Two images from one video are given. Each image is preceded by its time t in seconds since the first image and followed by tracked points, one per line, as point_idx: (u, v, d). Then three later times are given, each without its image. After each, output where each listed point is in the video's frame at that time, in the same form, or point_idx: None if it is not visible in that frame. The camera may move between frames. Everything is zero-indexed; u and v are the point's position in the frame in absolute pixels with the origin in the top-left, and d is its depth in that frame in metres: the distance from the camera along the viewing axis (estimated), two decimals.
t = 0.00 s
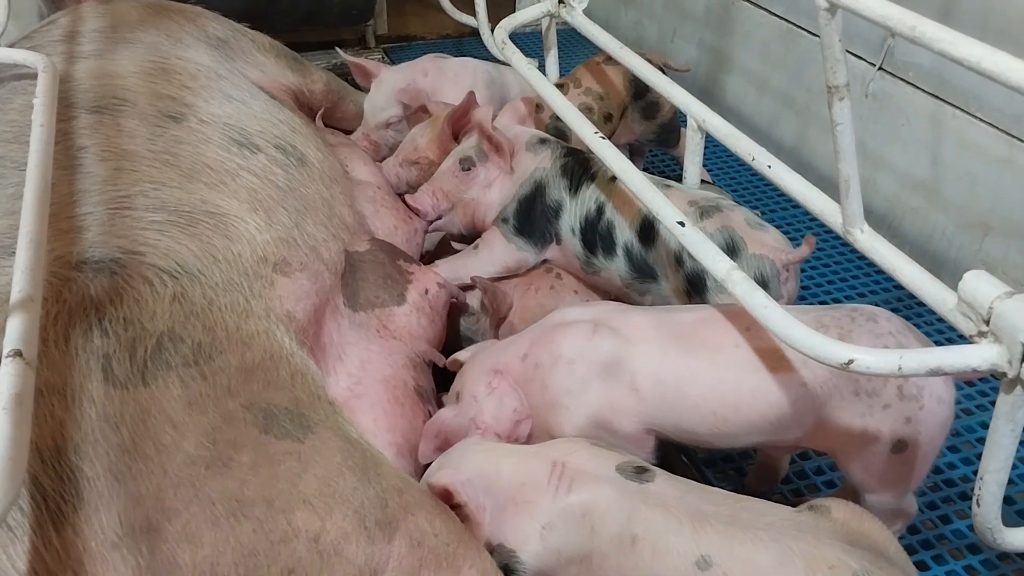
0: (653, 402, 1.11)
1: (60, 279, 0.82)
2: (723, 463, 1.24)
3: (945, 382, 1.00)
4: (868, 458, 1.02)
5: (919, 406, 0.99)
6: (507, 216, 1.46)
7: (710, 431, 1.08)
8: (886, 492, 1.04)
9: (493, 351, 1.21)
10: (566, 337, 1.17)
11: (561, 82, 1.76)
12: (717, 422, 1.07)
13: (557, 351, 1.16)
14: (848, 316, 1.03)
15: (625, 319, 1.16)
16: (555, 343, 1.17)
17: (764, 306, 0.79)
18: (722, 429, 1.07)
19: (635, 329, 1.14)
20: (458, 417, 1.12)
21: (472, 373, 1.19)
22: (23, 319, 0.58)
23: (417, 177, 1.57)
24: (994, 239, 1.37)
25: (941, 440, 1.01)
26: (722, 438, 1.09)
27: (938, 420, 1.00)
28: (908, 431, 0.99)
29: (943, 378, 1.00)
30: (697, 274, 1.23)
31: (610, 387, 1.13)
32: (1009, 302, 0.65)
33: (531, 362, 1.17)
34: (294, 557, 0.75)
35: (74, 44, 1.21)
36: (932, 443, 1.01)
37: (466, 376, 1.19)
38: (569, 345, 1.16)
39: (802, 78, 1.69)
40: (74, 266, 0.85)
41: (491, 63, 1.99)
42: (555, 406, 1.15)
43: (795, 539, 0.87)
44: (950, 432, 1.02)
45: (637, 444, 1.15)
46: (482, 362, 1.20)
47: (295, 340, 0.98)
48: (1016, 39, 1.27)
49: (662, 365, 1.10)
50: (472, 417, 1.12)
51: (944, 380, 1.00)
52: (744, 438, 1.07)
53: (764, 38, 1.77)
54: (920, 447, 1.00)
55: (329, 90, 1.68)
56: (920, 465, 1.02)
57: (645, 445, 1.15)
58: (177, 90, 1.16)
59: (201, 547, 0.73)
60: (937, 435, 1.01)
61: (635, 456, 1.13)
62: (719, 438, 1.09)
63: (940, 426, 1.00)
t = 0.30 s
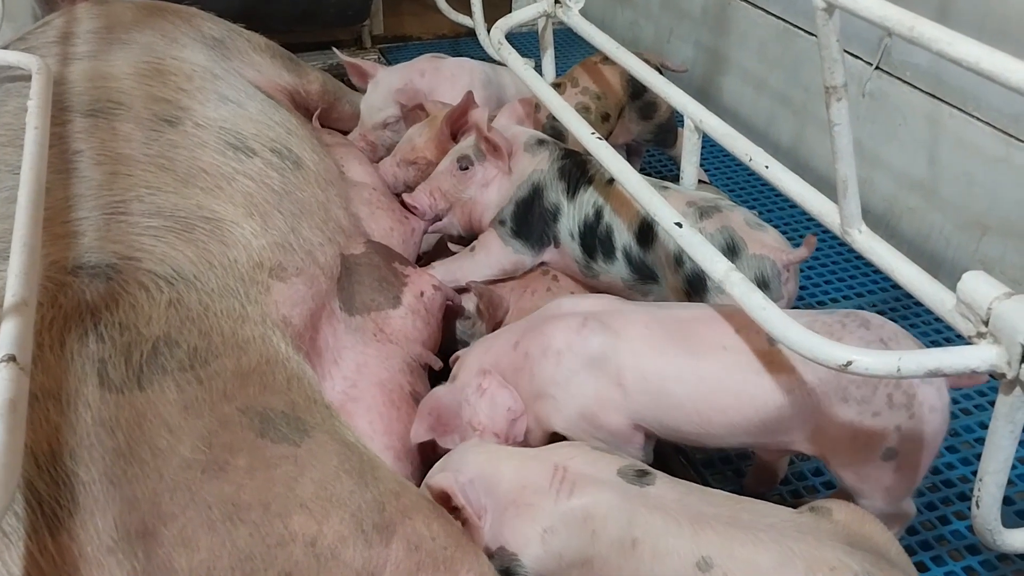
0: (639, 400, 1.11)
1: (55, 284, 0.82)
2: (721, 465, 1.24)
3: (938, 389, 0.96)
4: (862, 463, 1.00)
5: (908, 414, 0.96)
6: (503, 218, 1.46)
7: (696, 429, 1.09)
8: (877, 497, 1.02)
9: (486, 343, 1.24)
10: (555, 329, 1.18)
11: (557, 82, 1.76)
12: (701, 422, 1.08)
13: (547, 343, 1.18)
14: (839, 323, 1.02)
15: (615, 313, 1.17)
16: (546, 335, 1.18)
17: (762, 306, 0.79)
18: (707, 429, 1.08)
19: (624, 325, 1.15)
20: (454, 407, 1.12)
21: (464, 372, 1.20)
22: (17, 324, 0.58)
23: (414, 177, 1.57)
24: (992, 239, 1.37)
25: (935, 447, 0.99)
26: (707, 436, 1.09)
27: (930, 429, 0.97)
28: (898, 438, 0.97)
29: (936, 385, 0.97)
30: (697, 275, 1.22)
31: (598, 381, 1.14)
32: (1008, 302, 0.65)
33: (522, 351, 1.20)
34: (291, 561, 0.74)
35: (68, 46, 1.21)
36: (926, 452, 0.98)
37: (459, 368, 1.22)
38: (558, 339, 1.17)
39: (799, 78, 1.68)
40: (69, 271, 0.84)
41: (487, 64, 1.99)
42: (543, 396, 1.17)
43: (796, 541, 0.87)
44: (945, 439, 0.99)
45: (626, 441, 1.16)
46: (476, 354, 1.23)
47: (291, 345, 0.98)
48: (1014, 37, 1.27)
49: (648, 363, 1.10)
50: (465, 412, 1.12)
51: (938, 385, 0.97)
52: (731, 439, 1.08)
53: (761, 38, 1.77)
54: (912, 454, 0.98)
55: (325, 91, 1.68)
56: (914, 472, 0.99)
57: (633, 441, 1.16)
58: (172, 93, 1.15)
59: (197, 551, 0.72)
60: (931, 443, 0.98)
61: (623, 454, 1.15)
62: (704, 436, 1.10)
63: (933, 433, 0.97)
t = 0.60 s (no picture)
0: (630, 390, 1.11)
1: (57, 286, 0.82)
2: (723, 464, 1.24)
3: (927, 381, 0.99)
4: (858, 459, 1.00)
5: (897, 405, 0.97)
6: (505, 217, 1.46)
7: (688, 420, 1.09)
8: (873, 490, 1.02)
9: (481, 341, 1.25)
10: (548, 323, 1.19)
11: (559, 83, 1.76)
12: (692, 410, 1.07)
13: (541, 338, 1.19)
14: (828, 316, 1.01)
15: (607, 307, 1.18)
16: (539, 330, 1.20)
17: (763, 307, 0.78)
18: (695, 418, 1.08)
19: (614, 317, 1.15)
20: (455, 404, 1.13)
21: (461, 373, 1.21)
22: (18, 326, 0.58)
23: (415, 179, 1.57)
24: (995, 239, 1.36)
25: (927, 440, 1.00)
26: (698, 427, 1.09)
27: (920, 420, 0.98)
28: (891, 431, 0.98)
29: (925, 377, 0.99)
30: (698, 276, 1.23)
31: (592, 374, 1.14)
32: (1010, 303, 0.65)
33: (516, 345, 1.21)
34: (291, 562, 0.74)
35: (70, 48, 1.21)
36: (919, 444, 0.99)
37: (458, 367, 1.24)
38: (551, 334, 1.18)
39: (801, 78, 1.68)
40: (70, 273, 0.84)
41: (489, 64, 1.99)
42: (539, 389, 1.18)
43: (798, 539, 0.87)
44: (935, 431, 1.00)
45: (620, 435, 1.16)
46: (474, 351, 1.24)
47: (292, 346, 0.98)
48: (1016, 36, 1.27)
49: (640, 354, 1.10)
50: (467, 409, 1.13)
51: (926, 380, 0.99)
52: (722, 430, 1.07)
53: (763, 37, 1.77)
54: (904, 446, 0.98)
55: (327, 91, 1.68)
56: (908, 464, 0.99)
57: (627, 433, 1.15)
58: (174, 95, 1.15)
59: (198, 553, 0.72)
60: (922, 435, 0.98)
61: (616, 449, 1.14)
62: (697, 427, 1.09)
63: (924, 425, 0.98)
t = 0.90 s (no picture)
0: (625, 391, 1.11)
1: (58, 287, 0.82)
2: (726, 468, 1.23)
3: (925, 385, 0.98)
4: (861, 466, 1.00)
5: (891, 410, 0.97)
6: (508, 223, 1.45)
7: (676, 420, 1.09)
8: (877, 497, 1.01)
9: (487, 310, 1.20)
10: (557, 312, 1.17)
11: (562, 84, 1.75)
12: (682, 411, 1.07)
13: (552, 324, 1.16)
14: (819, 323, 1.00)
15: (617, 300, 1.16)
16: (551, 316, 1.17)
17: (767, 310, 0.78)
18: (685, 419, 1.07)
19: (624, 313, 1.13)
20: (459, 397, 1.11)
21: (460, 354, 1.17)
22: (19, 329, 0.58)
23: (420, 186, 1.58)
24: (1000, 241, 1.36)
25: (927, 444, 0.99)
26: (687, 429, 1.09)
27: (920, 425, 0.97)
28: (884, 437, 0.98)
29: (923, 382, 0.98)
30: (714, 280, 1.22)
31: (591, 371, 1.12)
32: (1015, 307, 0.64)
33: (526, 325, 1.17)
34: (293, 565, 0.74)
35: (73, 49, 1.21)
36: (918, 449, 0.98)
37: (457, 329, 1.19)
38: (562, 323, 1.16)
39: (805, 78, 1.68)
40: (72, 274, 0.84)
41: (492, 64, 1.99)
42: (529, 374, 1.15)
43: (800, 543, 0.86)
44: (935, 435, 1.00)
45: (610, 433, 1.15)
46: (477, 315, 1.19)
47: (294, 347, 0.98)
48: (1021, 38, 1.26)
49: (643, 359, 1.09)
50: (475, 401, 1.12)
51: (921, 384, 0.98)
52: (714, 432, 1.07)
53: (766, 38, 1.76)
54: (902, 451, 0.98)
55: (329, 92, 1.68)
56: (908, 469, 0.99)
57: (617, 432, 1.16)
58: (176, 96, 1.15)
59: (200, 555, 0.72)
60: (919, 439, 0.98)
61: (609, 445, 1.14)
62: (684, 429, 1.09)
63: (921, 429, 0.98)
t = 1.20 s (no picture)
0: (635, 403, 1.09)
1: (58, 287, 0.82)
2: (726, 471, 1.23)
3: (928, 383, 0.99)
4: (863, 466, 1.00)
5: (896, 406, 0.98)
6: (507, 228, 1.45)
7: (693, 428, 1.08)
8: (880, 496, 1.01)
9: (476, 353, 1.16)
10: (546, 339, 1.13)
11: (563, 85, 1.75)
12: (700, 418, 1.06)
13: (544, 354, 1.12)
14: (823, 319, 1.00)
15: (608, 318, 1.13)
16: (541, 343, 1.13)
17: (767, 313, 0.78)
18: (704, 425, 1.07)
19: (619, 329, 1.11)
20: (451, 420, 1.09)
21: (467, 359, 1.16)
22: (17, 329, 0.58)
23: (420, 184, 1.57)
24: (1001, 244, 1.35)
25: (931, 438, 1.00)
26: (700, 434, 1.09)
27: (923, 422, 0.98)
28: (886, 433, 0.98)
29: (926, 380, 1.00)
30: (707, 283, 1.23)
31: (601, 391, 1.10)
32: (1016, 311, 0.64)
33: (517, 360, 1.13)
34: (289, 568, 0.74)
35: (74, 48, 1.21)
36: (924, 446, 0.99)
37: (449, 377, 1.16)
38: (556, 347, 1.12)
39: (807, 80, 1.67)
40: (71, 274, 0.84)
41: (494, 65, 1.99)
42: (537, 407, 1.12)
43: (803, 546, 0.86)
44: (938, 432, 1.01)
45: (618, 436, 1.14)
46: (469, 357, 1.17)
47: (293, 347, 0.98)
48: None
49: (649, 372, 1.07)
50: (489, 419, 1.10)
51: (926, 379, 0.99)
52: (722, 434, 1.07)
53: (768, 39, 1.76)
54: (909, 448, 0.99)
55: (331, 93, 1.68)
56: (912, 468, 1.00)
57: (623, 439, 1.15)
58: (177, 95, 1.15)
59: (196, 558, 0.72)
60: (924, 434, 0.99)
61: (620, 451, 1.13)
62: (699, 434, 1.09)
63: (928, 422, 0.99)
